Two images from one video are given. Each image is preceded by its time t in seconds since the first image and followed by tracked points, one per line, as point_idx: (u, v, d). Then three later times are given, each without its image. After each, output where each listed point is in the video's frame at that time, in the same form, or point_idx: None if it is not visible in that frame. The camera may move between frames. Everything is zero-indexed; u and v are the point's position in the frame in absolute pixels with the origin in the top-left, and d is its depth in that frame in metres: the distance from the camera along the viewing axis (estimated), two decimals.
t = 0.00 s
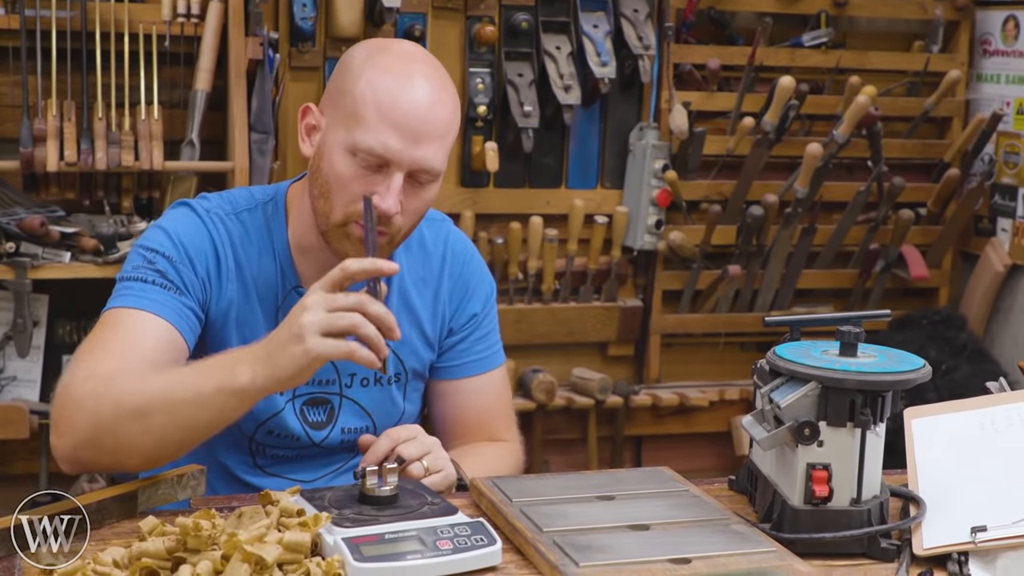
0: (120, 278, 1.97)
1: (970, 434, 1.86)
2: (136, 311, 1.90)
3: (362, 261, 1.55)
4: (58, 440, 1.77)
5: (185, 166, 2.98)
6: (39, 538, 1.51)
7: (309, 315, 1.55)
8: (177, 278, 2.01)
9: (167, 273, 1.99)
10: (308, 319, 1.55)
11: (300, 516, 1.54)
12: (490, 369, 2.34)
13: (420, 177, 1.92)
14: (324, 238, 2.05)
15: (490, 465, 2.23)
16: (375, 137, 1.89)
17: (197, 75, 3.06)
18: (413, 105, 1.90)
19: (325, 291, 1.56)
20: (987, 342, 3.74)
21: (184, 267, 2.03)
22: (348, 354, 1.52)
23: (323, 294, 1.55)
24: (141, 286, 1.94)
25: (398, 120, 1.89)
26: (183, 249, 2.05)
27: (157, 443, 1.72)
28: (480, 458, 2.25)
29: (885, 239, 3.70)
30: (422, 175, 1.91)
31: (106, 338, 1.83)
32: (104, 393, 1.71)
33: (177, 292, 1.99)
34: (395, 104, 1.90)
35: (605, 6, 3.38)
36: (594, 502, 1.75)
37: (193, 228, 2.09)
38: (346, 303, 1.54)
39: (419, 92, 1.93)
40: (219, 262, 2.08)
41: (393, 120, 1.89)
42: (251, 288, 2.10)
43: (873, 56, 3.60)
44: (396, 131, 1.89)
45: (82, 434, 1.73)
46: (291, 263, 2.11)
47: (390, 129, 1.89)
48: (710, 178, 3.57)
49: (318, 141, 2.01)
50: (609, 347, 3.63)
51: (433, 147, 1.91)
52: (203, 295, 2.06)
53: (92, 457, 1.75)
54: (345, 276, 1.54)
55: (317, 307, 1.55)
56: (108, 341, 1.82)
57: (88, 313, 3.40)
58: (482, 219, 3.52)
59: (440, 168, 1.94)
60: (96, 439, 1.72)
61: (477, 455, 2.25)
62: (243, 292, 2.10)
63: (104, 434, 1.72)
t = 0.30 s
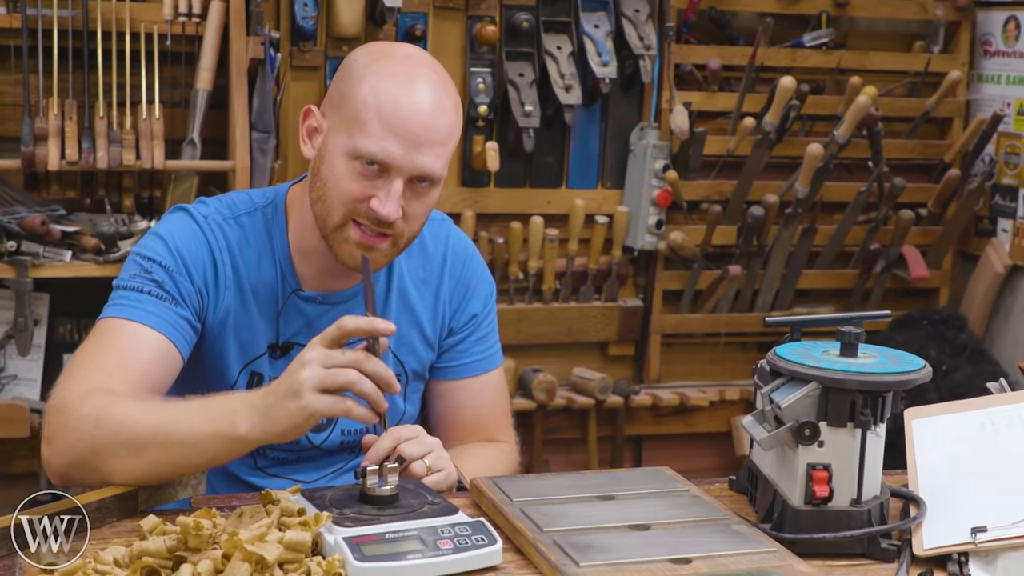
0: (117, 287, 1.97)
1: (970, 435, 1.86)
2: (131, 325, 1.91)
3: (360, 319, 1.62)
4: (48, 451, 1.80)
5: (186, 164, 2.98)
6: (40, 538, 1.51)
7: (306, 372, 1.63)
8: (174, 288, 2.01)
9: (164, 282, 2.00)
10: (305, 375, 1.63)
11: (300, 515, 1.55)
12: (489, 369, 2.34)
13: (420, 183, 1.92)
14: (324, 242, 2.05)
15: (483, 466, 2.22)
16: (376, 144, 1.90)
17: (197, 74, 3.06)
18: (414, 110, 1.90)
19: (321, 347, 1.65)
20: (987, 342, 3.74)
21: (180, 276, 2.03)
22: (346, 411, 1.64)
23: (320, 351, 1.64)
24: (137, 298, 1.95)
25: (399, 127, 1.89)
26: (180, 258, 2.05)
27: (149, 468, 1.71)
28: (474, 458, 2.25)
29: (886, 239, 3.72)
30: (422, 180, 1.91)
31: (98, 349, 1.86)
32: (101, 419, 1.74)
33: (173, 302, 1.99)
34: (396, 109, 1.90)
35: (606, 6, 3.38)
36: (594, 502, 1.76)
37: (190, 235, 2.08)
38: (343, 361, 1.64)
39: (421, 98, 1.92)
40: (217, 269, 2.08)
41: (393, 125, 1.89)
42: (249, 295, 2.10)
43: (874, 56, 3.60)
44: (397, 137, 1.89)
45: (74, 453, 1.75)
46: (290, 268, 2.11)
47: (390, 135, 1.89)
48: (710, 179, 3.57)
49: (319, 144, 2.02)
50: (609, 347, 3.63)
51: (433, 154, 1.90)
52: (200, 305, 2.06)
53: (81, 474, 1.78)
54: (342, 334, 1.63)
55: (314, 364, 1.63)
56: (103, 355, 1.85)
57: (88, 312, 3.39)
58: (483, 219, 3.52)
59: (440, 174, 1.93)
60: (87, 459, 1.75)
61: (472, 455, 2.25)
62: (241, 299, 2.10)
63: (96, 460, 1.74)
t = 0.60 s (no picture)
0: (114, 290, 1.98)
1: (969, 436, 1.87)
2: (129, 328, 1.92)
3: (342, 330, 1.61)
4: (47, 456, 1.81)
5: (187, 165, 2.99)
6: (40, 538, 1.51)
7: (295, 386, 1.63)
8: (172, 291, 2.01)
9: (162, 285, 2.00)
10: (294, 390, 1.63)
11: (301, 515, 1.55)
12: (487, 369, 2.35)
13: (414, 180, 1.92)
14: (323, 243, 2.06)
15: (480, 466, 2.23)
16: (369, 142, 1.90)
17: (198, 74, 3.07)
18: (406, 108, 1.90)
19: (307, 357, 1.64)
20: (987, 343, 3.74)
21: (178, 278, 2.04)
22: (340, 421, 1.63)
23: (306, 363, 1.63)
24: (135, 301, 1.95)
25: (390, 125, 1.89)
26: (178, 261, 2.05)
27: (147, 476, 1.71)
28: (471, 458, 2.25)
29: (886, 241, 3.73)
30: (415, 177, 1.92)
31: (97, 353, 1.87)
32: (99, 428, 1.74)
33: (171, 305, 1.99)
34: (388, 108, 1.90)
35: (607, 8, 3.38)
36: (594, 502, 1.76)
37: (188, 237, 2.09)
38: (329, 371, 1.63)
39: (414, 96, 1.92)
40: (214, 271, 2.09)
41: (385, 125, 1.89)
42: (247, 296, 2.11)
43: (873, 58, 3.61)
44: (389, 136, 1.89)
45: (73, 460, 1.76)
46: (288, 269, 2.11)
47: (383, 134, 1.89)
48: (710, 180, 3.58)
49: (314, 144, 2.02)
50: (609, 348, 3.64)
51: (426, 151, 1.91)
52: (197, 307, 2.06)
53: (79, 481, 1.79)
54: (326, 346, 1.62)
55: (303, 377, 1.63)
56: (101, 359, 1.86)
57: (89, 312, 3.40)
58: (483, 219, 3.53)
59: (435, 170, 1.94)
60: (86, 467, 1.76)
61: (469, 455, 2.26)
62: (239, 301, 2.10)
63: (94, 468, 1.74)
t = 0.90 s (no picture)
0: (113, 287, 1.98)
1: (967, 436, 1.87)
2: (129, 324, 1.92)
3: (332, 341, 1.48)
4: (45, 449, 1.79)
5: (187, 165, 2.99)
6: (40, 537, 1.51)
7: (285, 389, 1.54)
8: (171, 287, 2.01)
9: (161, 281, 2.00)
10: (285, 394, 1.54)
11: (300, 515, 1.55)
12: (486, 365, 2.35)
13: (432, 176, 1.94)
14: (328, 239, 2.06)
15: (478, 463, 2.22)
16: (391, 141, 1.90)
17: (198, 74, 3.07)
18: (423, 105, 1.92)
19: (292, 360, 1.52)
20: (985, 345, 3.75)
21: (178, 275, 2.04)
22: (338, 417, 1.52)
23: (293, 367, 1.52)
24: (134, 296, 1.96)
25: (411, 123, 1.90)
26: (178, 258, 2.05)
27: (151, 467, 1.69)
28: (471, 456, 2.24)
29: (886, 241, 3.74)
30: (434, 173, 1.93)
31: (96, 348, 1.86)
32: (97, 418, 1.71)
33: (171, 301, 2.00)
34: (407, 106, 1.91)
35: (607, 9, 3.38)
36: (593, 503, 1.76)
37: (188, 234, 2.09)
38: (318, 375, 1.51)
39: (426, 93, 1.94)
40: (214, 268, 2.09)
41: (407, 123, 1.90)
42: (246, 293, 2.11)
43: (873, 59, 3.61)
44: (411, 133, 1.90)
45: (72, 452, 1.73)
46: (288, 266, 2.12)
47: (405, 132, 1.90)
48: (710, 181, 3.58)
49: (323, 145, 1.99)
50: (609, 348, 3.64)
51: (444, 148, 1.92)
52: (197, 303, 2.06)
53: (80, 471, 1.76)
54: (314, 353, 1.49)
55: (292, 380, 1.53)
56: (99, 352, 1.85)
57: (88, 312, 3.40)
58: (483, 219, 3.53)
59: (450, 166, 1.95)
60: (86, 458, 1.73)
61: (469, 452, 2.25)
62: (238, 298, 2.10)
63: (94, 460, 1.71)
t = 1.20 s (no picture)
0: (124, 275, 1.98)
1: (963, 437, 1.87)
2: (139, 310, 1.91)
3: (391, 268, 1.65)
4: (65, 436, 1.80)
5: (184, 165, 2.99)
6: (40, 537, 1.52)
7: (329, 314, 1.65)
8: (181, 275, 2.02)
9: (171, 269, 2.01)
10: (328, 318, 1.65)
11: (297, 515, 1.55)
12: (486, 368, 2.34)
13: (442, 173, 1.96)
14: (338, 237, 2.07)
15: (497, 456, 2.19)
16: (404, 140, 1.91)
17: (196, 74, 3.07)
18: (433, 103, 1.93)
19: (342, 285, 1.64)
20: (982, 346, 3.75)
21: (187, 263, 2.04)
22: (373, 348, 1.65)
23: (339, 293, 1.64)
24: (145, 284, 1.96)
25: (423, 122, 1.91)
26: (187, 247, 2.06)
27: (188, 425, 1.75)
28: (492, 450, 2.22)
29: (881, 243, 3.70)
30: (443, 170, 1.95)
31: (107, 332, 1.86)
32: (121, 389, 1.75)
33: (181, 289, 2.00)
34: (419, 105, 1.92)
35: (605, 10, 3.37)
36: (590, 503, 1.76)
37: (195, 224, 2.09)
38: (362, 300, 1.63)
39: (434, 91, 1.95)
40: (221, 257, 2.09)
41: (419, 122, 1.91)
42: (252, 285, 2.11)
43: (870, 61, 3.61)
44: (423, 132, 1.91)
45: (99, 432, 1.76)
46: (293, 259, 2.12)
47: (417, 131, 1.91)
48: (707, 182, 3.59)
49: (331, 144, 2.00)
50: (606, 350, 3.64)
51: (455, 145, 1.94)
52: (205, 292, 2.07)
53: (108, 452, 1.79)
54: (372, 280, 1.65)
55: (336, 306, 1.65)
56: (111, 335, 1.86)
57: (85, 312, 3.40)
58: (481, 220, 3.53)
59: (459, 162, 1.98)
60: (114, 435, 1.76)
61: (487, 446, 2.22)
62: (244, 289, 2.11)
63: (126, 430, 1.76)
